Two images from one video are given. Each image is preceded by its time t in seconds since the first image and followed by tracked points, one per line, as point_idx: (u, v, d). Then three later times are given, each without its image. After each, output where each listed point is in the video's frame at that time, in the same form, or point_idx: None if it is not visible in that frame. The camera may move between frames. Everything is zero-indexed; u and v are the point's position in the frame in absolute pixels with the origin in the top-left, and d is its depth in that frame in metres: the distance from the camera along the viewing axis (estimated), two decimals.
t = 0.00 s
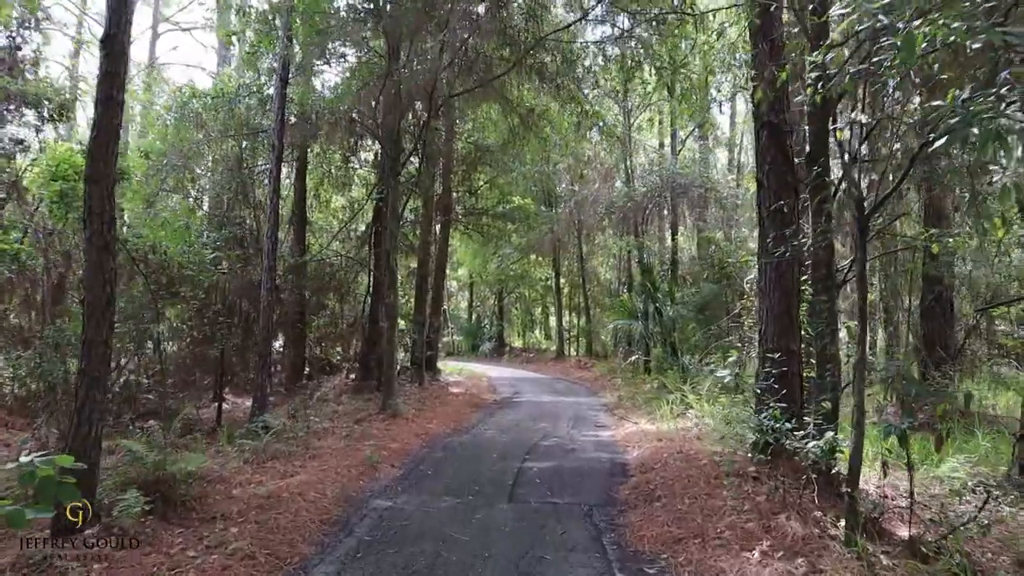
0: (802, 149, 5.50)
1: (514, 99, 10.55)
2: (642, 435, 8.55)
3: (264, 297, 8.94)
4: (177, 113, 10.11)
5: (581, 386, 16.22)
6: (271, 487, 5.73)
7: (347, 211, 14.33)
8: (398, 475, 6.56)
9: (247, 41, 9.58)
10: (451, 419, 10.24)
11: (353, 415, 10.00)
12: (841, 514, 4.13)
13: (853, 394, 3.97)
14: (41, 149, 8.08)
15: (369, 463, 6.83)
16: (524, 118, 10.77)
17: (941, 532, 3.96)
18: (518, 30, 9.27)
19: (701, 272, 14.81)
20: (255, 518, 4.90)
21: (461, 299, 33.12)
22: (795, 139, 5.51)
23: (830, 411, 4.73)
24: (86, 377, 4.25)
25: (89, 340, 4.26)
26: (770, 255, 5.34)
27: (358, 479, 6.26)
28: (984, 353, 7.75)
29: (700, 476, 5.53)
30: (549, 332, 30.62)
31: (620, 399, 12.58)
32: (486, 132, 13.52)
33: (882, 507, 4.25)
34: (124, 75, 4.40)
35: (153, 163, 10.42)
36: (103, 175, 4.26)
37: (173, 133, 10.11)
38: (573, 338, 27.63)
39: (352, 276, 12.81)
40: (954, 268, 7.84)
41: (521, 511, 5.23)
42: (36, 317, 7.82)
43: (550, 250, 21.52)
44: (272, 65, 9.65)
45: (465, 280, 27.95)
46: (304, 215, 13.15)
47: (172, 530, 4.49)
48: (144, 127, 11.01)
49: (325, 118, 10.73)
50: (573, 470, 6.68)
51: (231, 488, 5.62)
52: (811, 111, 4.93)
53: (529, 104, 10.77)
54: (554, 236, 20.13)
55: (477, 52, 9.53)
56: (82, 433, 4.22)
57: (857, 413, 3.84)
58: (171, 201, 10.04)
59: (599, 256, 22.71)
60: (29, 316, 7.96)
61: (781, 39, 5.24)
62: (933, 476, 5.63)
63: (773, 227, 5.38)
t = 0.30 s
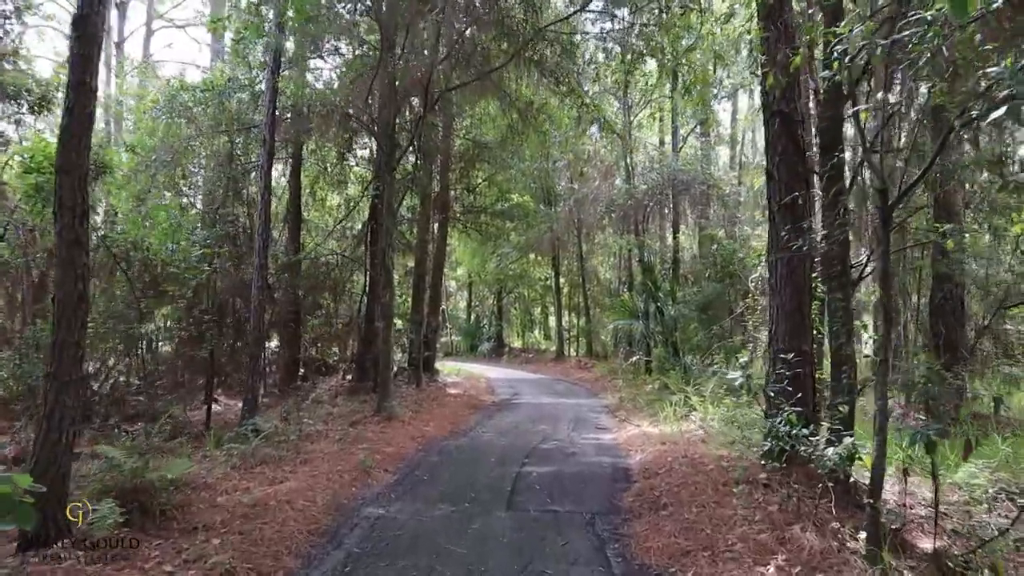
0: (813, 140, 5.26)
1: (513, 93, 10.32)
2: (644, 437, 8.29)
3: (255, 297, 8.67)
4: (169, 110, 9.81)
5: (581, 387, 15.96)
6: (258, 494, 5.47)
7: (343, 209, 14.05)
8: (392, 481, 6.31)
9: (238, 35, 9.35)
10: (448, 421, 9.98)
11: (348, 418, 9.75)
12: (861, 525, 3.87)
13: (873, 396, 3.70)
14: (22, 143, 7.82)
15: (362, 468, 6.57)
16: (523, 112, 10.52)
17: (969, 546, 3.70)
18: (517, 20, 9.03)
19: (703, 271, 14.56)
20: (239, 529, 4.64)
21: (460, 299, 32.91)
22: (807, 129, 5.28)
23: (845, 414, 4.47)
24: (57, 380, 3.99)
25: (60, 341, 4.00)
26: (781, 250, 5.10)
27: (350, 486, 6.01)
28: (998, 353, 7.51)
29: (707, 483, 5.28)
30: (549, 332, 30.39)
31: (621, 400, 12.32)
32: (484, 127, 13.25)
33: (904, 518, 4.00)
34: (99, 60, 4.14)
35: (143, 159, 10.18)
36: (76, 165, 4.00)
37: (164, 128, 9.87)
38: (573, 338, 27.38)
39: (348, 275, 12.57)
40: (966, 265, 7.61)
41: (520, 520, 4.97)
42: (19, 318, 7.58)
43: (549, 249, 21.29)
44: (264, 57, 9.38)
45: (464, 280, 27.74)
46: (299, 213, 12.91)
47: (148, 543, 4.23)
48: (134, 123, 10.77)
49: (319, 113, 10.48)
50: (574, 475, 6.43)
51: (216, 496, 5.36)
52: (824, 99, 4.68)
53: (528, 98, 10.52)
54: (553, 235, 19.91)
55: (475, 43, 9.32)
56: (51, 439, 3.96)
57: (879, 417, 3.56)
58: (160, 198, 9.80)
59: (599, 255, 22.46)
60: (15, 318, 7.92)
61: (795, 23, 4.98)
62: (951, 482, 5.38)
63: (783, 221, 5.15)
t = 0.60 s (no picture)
0: (827, 132, 5.03)
1: (512, 88, 10.11)
2: (648, 441, 8.05)
3: (246, 297, 8.38)
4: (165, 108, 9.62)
5: (582, 388, 15.73)
6: (247, 503, 5.23)
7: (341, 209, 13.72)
8: (387, 488, 6.06)
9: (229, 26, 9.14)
10: (446, 424, 9.75)
11: (344, 420, 9.53)
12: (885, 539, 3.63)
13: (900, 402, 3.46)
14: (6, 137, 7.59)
15: (357, 474, 6.32)
16: (523, 107, 10.31)
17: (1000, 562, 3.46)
18: (516, 11, 8.81)
19: (706, 270, 14.32)
20: (224, 540, 4.40)
21: (460, 299, 32.68)
22: (821, 121, 5.05)
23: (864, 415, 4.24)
24: (27, 385, 3.75)
25: (31, 343, 3.76)
26: (794, 247, 4.88)
27: (344, 493, 5.76)
28: (1013, 354, 7.29)
29: (717, 491, 5.05)
30: (550, 332, 30.15)
31: (624, 402, 12.09)
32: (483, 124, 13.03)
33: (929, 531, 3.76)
34: (73, 45, 3.91)
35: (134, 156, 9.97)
36: (47, 156, 3.76)
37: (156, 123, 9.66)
38: (574, 339, 27.13)
39: (345, 274, 12.33)
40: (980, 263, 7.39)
41: (521, 531, 4.73)
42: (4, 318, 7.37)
43: (550, 249, 21.08)
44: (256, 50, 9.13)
45: (463, 280, 27.51)
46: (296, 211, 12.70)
47: (125, 557, 3.99)
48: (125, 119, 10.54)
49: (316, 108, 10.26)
50: (576, 481, 6.19)
51: (202, 505, 5.12)
52: (841, 87, 4.44)
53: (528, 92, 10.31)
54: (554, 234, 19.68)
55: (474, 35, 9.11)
56: (20, 447, 3.73)
57: (906, 424, 3.32)
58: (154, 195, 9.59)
59: (600, 254, 22.22)
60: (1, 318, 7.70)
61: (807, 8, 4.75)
62: (970, 489, 5.15)
63: (797, 217, 4.92)
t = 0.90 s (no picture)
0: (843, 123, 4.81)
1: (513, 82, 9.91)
2: (653, 445, 7.81)
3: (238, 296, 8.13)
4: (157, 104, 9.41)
5: (583, 390, 15.50)
6: (235, 512, 4.99)
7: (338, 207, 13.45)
8: (383, 494, 5.82)
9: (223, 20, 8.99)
10: (445, 427, 9.52)
11: (340, 423, 9.30)
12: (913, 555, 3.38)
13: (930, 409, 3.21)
14: None
15: (351, 480, 6.08)
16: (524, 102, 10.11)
17: None
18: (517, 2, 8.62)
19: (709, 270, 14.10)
20: (208, 554, 4.16)
21: (459, 300, 32.44)
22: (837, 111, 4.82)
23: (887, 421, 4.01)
24: None
25: None
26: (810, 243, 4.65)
27: (337, 501, 5.52)
28: None
29: (729, 500, 4.81)
30: (550, 333, 29.91)
31: (626, 403, 11.86)
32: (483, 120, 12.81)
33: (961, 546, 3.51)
34: (45, 27, 3.68)
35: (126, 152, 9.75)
36: (16, 143, 3.52)
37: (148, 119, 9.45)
38: (574, 339, 26.93)
39: (342, 273, 12.11)
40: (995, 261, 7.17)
41: (522, 542, 4.48)
42: None
43: (550, 248, 20.87)
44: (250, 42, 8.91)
45: (463, 280, 27.27)
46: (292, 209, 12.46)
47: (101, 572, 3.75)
48: (117, 115, 10.32)
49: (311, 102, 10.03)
50: (580, 488, 5.95)
51: (188, 515, 4.88)
52: (858, 72, 4.22)
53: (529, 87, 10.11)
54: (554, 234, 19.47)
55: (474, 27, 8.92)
56: None
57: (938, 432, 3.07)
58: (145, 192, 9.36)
59: (601, 254, 22.00)
60: None
61: None
62: (994, 497, 4.91)
63: (813, 211, 4.68)
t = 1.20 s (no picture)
0: (861, 114, 4.57)
1: (514, 76, 9.72)
2: (658, 449, 7.55)
3: (229, 295, 7.88)
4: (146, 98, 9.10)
5: (584, 391, 15.27)
6: (221, 522, 4.75)
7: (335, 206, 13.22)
8: (377, 502, 5.58)
9: (212, 11, 8.71)
10: (443, 429, 9.28)
11: (335, 426, 9.06)
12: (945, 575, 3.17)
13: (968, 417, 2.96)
14: None
15: (345, 487, 5.85)
16: (525, 96, 9.91)
17: None
18: None
19: (712, 269, 13.86)
20: (187, 569, 3.91)
21: (458, 300, 32.20)
22: (854, 101, 4.58)
23: (911, 427, 3.78)
24: None
25: None
26: (826, 239, 4.41)
27: (329, 510, 5.28)
28: None
29: (741, 509, 4.57)
30: (550, 334, 29.66)
31: (628, 405, 11.62)
32: (482, 116, 12.58)
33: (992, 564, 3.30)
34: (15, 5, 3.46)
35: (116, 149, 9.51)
36: None
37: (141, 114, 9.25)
38: (575, 339, 26.71)
39: (339, 273, 11.89)
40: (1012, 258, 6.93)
41: (522, 555, 4.24)
42: None
43: (550, 247, 20.63)
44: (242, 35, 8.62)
45: (462, 280, 27.01)
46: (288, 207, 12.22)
47: None
48: (107, 112, 10.09)
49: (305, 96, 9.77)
50: (583, 495, 5.71)
51: (171, 525, 4.64)
52: (878, 57, 4.00)
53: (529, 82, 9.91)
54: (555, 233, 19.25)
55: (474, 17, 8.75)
56: None
57: (977, 443, 2.83)
58: (135, 190, 9.13)
59: (601, 254, 21.78)
60: None
61: None
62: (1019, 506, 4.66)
63: (828, 206, 4.45)
